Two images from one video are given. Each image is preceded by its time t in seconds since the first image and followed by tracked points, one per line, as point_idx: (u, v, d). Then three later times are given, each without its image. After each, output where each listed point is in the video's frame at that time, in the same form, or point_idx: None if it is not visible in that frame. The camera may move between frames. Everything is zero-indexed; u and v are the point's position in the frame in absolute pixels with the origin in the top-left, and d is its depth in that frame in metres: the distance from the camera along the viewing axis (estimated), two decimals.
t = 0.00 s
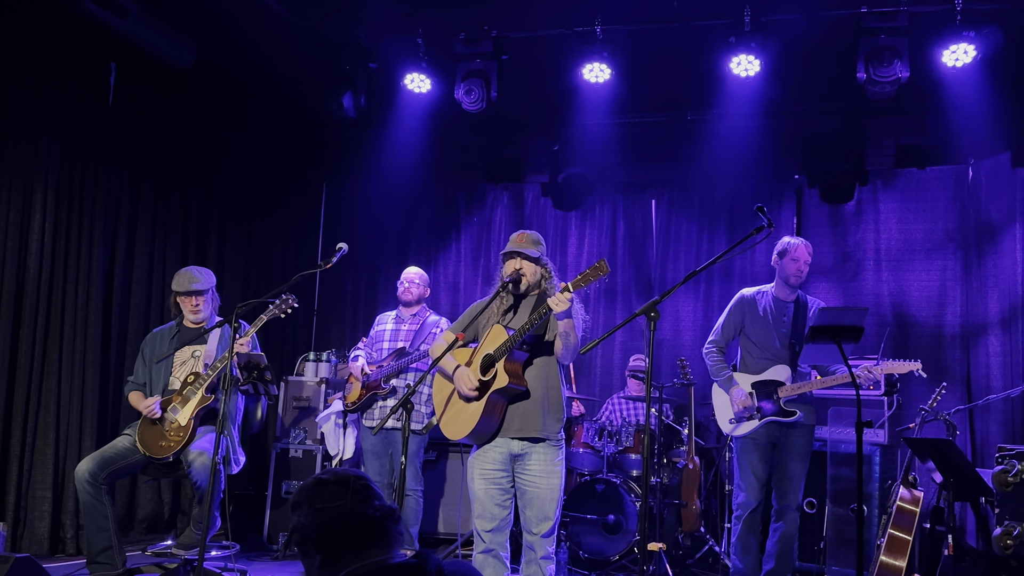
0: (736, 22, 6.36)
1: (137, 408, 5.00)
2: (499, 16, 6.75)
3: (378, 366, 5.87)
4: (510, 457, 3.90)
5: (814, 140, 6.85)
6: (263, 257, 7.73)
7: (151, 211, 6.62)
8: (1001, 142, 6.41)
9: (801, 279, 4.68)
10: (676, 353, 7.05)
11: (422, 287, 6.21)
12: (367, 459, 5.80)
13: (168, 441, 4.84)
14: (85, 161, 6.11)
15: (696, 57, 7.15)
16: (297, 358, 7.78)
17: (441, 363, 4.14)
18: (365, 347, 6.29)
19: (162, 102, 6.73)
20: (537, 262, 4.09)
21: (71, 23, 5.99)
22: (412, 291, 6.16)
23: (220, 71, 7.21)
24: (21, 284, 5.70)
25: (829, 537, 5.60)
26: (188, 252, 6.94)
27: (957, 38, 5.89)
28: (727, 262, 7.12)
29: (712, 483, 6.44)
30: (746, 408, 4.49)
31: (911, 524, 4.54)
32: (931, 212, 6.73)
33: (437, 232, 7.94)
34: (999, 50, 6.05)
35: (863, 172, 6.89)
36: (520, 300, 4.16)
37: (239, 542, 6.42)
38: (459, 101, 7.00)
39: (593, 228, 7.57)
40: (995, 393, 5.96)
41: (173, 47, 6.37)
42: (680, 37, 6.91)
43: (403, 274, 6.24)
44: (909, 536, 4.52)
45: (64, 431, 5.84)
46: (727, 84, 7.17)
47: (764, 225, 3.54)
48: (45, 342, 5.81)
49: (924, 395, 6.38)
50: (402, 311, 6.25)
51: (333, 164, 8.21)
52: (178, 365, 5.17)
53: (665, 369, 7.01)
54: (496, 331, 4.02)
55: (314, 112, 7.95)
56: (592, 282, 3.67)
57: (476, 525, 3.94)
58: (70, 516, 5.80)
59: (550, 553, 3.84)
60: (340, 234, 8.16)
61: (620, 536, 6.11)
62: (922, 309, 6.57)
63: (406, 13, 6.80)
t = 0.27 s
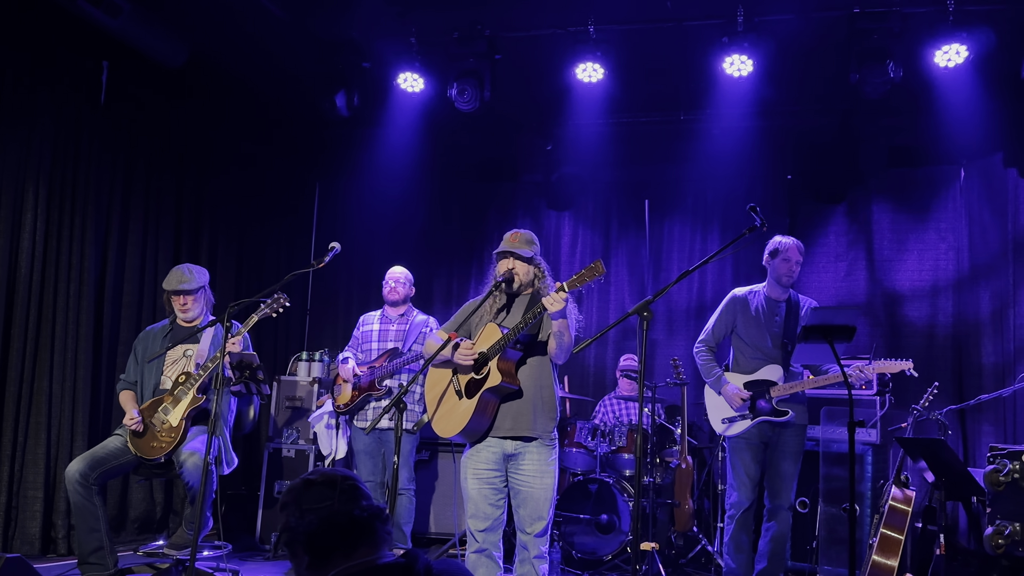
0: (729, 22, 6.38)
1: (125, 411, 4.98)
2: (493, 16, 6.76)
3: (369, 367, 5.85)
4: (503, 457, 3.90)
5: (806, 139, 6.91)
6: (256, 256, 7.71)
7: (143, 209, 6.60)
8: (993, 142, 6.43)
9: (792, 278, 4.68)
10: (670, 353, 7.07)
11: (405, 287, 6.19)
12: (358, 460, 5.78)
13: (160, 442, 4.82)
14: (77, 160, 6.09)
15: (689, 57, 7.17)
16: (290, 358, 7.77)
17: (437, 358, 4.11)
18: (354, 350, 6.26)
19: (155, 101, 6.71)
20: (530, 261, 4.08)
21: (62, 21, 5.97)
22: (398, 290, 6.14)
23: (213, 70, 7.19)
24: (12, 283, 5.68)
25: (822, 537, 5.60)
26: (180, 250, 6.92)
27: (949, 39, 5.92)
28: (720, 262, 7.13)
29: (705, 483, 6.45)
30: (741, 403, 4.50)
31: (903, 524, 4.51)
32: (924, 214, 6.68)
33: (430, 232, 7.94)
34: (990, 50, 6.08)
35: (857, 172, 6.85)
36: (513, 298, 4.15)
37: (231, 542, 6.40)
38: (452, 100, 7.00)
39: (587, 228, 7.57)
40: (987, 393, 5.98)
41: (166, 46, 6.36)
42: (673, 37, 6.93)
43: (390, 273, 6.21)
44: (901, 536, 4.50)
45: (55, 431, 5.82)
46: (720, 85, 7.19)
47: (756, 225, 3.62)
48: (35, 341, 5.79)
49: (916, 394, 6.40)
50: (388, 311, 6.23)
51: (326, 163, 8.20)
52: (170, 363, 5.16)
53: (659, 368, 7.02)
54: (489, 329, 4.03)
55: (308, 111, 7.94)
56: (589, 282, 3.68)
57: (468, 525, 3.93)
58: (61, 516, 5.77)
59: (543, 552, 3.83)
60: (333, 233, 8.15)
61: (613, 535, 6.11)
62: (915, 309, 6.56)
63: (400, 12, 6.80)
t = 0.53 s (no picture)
0: (720, 23, 6.39)
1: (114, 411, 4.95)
2: (484, 16, 6.76)
3: (360, 368, 5.85)
4: (493, 457, 3.90)
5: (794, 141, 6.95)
6: (246, 256, 7.69)
7: (133, 209, 6.58)
8: (981, 144, 6.47)
9: (779, 279, 4.68)
10: (660, 353, 7.09)
11: (389, 288, 6.16)
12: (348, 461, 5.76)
13: (148, 444, 4.80)
14: (66, 159, 6.06)
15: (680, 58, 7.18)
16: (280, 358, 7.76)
17: (424, 365, 4.14)
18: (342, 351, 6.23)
19: (145, 100, 6.68)
20: (522, 263, 4.06)
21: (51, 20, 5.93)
22: (381, 291, 6.11)
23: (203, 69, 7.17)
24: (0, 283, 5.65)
25: (811, 537, 5.62)
26: (170, 250, 6.90)
27: (938, 41, 5.94)
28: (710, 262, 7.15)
29: (696, 483, 6.47)
30: (728, 406, 4.51)
31: (892, 524, 4.50)
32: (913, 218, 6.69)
33: (421, 231, 7.92)
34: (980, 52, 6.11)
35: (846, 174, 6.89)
36: (504, 300, 4.16)
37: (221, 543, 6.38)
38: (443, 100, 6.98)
39: (578, 228, 7.57)
40: (975, 394, 6.02)
41: (156, 45, 6.34)
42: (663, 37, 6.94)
43: (373, 274, 6.20)
44: (889, 536, 4.49)
45: (44, 431, 5.79)
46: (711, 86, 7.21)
47: (747, 227, 3.61)
48: (24, 341, 5.76)
49: (905, 395, 6.43)
50: (373, 311, 6.22)
51: (317, 163, 8.19)
52: (159, 363, 5.13)
53: (649, 369, 7.04)
54: (481, 332, 4.03)
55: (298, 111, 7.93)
56: (577, 284, 3.68)
57: (459, 526, 3.93)
58: (50, 516, 5.74)
59: (533, 553, 3.83)
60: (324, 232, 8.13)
61: (604, 535, 6.12)
62: (904, 310, 6.60)
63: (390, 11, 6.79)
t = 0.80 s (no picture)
0: (715, 24, 6.39)
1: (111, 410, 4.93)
2: (480, 16, 6.76)
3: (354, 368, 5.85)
4: (489, 457, 3.90)
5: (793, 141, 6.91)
6: (241, 256, 7.67)
7: (128, 208, 6.56)
8: (975, 145, 6.49)
9: (769, 278, 4.69)
10: (656, 353, 7.10)
11: (380, 288, 6.14)
12: (344, 462, 5.74)
13: (143, 445, 4.79)
14: (61, 159, 6.03)
15: (675, 58, 7.20)
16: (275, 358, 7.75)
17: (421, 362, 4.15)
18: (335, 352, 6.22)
19: (139, 99, 6.66)
20: (518, 263, 4.06)
21: (44, 18, 5.90)
22: (372, 292, 6.09)
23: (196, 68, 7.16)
24: None
25: (806, 537, 5.64)
26: (165, 250, 6.88)
27: (934, 42, 5.96)
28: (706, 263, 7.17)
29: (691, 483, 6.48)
30: (728, 398, 4.49)
31: (887, 524, 4.51)
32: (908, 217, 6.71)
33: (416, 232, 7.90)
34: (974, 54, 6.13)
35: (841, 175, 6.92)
36: (500, 301, 4.15)
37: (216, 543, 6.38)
38: (439, 100, 6.98)
39: (574, 228, 7.57)
40: (969, 394, 6.05)
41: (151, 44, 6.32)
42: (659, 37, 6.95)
43: (362, 274, 6.18)
44: (885, 536, 4.50)
45: (38, 431, 5.77)
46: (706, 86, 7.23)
47: (743, 228, 3.61)
48: (18, 341, 5.74)
49: (900, 395, 6.45)
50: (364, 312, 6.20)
51: (313, 163, 8.19)
52: (153, 364, 5.12)
53: (644, 369, 7.05)
54: (476, 331, 4.02)
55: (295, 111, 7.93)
56: (575, 285, 3.69)
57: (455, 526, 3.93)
58: (45, 517, 5.72)
59: (529, 553, 3.83)
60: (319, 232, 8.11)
61: (599, 536, 6.13)
62: (899, 310, 6.63)
63: (386, 11, 6.78)
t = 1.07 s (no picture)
0: (713, 24, 6.40)
1: (110, 409, 4.93)
2: (478, 16, 6.75)
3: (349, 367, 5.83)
4: (487, 457, 3.90)
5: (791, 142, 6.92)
6: (239, 256, 7.67)
7: (126, 208, 6.56)
8: (973, 145, 6.50)
9: (759, 277, 4.67)
10: (653, 353, 7.11)
11: (373, 290, 6.16)
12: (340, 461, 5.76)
13: (141, 445, 4.78)
14: (59, 159, 6.03)
15: (673, 58, 7.20)
16: (273, 358, 7.75)
17: (419, 363, 4.15)
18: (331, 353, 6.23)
19: (137, 99, 6.66)
20: (517, 264, 4.06)
21: (41, 18, 5.88)
22: (366, 294, 6.12)
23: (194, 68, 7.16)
24: None
25: (804, 537, 5.65)
26: (163, 250, 6.88)
27: (931, 42, 5.96)
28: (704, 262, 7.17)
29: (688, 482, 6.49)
30: (717, 399, 4.50)
31: (885, 524, 4.50)
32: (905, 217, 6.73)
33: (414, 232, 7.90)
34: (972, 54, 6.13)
35: (839, 175, 6.93)
36: (498, 301, 4.15)
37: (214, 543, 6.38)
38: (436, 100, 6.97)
39: (572, 228, 7.58)
40: (967, 394, 6.05)
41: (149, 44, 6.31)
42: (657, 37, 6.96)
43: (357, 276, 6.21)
44: (883, 536, 4.50)
45: (36, 431, 5.77)
46: (704, 86, 7.23)
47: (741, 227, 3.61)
48: (16, 341, 5.73)
49: (897, 395, 6.46)
50: (359, 312, 6.20)
51: (312, 163, 8.19)
52: (151, 365, 5.12)
53: (642, 369, 7.06)
54: (475, 332, 4.01)
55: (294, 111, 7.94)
56: (573, 285, 3.69)
57: (453, 526, 3.92)
58: (42, 517, 5.73)
59: (527, 553, 3.83)
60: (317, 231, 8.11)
61: (597, 536, 6.12)
62: (896, 310, 6.64)
63: (384, 11, 6.78)
